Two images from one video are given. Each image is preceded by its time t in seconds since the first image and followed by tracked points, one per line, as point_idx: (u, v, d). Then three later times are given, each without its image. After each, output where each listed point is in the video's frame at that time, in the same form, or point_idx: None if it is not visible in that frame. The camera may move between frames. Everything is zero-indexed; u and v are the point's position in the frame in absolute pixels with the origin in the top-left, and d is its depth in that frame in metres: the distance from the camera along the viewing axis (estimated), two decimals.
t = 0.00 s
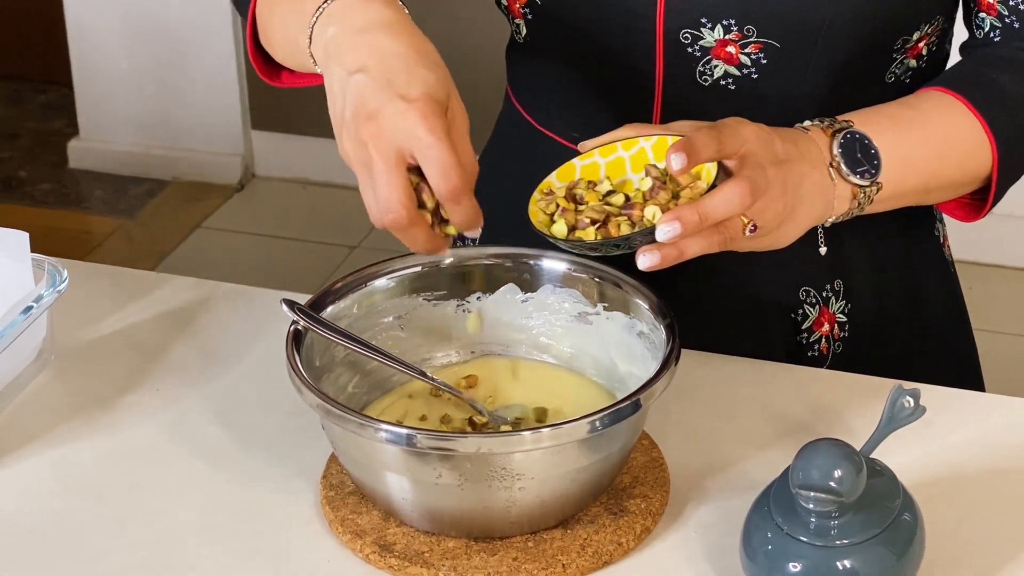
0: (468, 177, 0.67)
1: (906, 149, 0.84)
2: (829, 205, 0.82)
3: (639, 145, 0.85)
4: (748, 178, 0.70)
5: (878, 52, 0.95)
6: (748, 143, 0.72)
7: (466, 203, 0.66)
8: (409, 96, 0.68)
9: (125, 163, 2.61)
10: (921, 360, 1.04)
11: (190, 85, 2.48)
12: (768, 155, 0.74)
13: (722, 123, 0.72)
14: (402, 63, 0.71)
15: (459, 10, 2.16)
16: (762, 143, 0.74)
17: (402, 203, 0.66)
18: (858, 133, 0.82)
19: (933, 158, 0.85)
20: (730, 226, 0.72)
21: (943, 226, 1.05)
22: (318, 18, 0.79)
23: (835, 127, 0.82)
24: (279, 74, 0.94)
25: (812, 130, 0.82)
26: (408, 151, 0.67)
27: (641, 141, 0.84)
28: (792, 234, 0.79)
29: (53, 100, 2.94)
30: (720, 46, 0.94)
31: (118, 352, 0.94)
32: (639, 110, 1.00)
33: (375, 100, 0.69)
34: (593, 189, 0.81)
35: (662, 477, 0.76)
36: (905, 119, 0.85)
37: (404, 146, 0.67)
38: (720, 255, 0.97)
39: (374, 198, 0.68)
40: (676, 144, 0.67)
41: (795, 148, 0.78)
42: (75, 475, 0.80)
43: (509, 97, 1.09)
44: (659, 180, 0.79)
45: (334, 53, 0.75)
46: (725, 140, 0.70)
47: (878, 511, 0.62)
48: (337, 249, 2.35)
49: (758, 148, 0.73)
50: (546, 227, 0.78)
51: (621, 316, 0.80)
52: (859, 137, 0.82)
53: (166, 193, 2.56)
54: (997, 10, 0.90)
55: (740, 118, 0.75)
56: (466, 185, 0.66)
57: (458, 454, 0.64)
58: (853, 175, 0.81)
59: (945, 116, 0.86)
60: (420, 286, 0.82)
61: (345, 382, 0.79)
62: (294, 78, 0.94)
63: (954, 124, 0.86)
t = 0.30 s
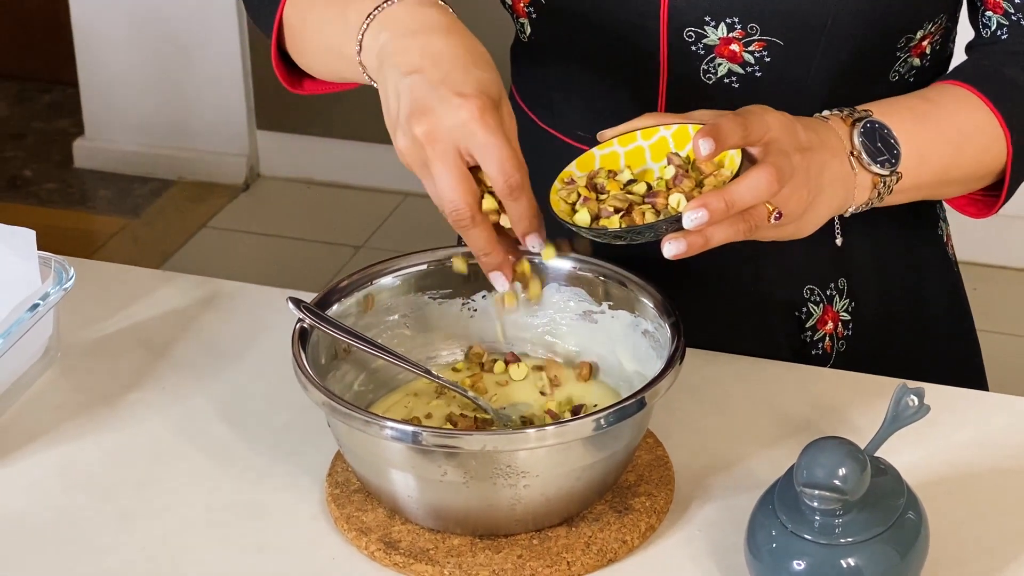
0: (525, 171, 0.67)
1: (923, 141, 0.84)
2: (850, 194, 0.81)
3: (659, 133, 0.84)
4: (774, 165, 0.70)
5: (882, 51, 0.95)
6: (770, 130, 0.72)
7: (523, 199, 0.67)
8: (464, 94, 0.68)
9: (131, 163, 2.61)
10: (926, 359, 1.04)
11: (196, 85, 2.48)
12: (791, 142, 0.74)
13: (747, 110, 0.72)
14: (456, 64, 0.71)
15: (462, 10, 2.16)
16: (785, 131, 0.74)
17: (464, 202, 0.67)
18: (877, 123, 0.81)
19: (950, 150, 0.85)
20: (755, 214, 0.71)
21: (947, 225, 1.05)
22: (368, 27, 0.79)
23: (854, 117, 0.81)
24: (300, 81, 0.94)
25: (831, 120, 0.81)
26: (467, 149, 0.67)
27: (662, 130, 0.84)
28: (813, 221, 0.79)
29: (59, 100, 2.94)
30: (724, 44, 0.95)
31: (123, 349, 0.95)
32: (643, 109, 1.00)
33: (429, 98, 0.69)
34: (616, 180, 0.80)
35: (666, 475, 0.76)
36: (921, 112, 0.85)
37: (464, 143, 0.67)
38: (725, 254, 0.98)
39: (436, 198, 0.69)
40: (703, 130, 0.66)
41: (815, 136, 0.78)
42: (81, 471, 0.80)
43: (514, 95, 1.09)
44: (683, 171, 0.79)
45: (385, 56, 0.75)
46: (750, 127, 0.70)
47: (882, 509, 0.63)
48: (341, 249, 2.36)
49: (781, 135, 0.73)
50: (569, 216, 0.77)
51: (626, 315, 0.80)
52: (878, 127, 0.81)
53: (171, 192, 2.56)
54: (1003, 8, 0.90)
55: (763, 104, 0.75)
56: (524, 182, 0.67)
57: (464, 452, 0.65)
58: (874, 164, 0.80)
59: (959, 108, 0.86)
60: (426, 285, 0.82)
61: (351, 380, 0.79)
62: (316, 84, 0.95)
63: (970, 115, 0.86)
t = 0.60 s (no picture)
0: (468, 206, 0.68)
1: (930, 137, 0.84)
2: (858, 190, 0.81)
3: (669, 129, 0.84)
4: (783, 160, 0.70)
5: (887, 50, 0.95)
6: (780, 126, 0.72)
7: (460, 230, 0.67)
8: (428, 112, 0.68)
9: (135, 162, 2.62)
10: (929, 358, 1.04)
11: (202, 84, 2.49)
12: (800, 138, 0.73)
13: (756, 104, 0.71)
14: (426, 85, 0.72)
15: (466, 10, 2.16)
16: (794, 125, 0.73)
17: (410, 218, 0.67)
18: (885, 120, 0.81)
19: (958, 147, 0.85)
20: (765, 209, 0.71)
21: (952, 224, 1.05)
22: (354, 30, 0.80)
23: (862, 113, 0.81)
24: (290, 82, 0.96)
25: (839, 116, 0.81)
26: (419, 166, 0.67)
27: (671, 125, 0.84)
28: (822, 218, 0.79)
29: (64, 99, 2.95)
30: (733, 43, 0.94)
31: (128, 348, 0.95)
32: (648, 108, 1.00)
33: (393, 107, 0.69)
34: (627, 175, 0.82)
35: (668, 474, 0.76)
36: (930, 107, 0.85)
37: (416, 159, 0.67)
38: (728, 254, 0.98)
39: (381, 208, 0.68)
40: (713, 124, 0.66)
41: (824, 132, 0.78)
42: (85, 469, 0.80)
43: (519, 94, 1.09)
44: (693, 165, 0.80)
45: (363, 61, 0.76)
46: (761, 122, 0.70)
47: (883, 508, 0.63)
48: (345, 248, 2.36)
49: (790, 130, 0.73)
50: (579, 211, 0.78)
51: (628, 314, 0.80)
52: (885, 123, 0.81)
53: (176, 191, 2.57)
54: (1010, 6, 0.90)
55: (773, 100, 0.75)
56: (462, 214, 0.67)
57: (465, 450, 0.65)
58: (881, 160, 0.81)
59: (967, 105, 0.86)
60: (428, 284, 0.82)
61: (353, 379, 0.80)
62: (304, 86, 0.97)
63: (979, 112, 0.86)
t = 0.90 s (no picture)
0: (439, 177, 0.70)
1: (921, 138, 0.84)
2: (846, 191, 0.81)
3: (658, 126, 0.85)
4: (767, 157, 0.70)
5: (889, 51, 0.95)
6: (766, 124, 0.72)
7: (428, 201, 0.69)
8: (397, 84, 0.71)
9: (140, 160, 2.63)
10: (930, 359, 1.04)
11: (207, 82, 2.49)
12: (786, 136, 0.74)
13: (745, 103, 0.72)
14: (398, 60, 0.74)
15: (470, 9, 2.16)
16: (781, 124, 0.74)
17: (378, 188, 0.69)
18: (875, 122, 0.82)
19: (950, 148, 0.85)
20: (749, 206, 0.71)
21: (954, 226, 1.05)
22: (334, 16, 0.83)
23: (853, 114, 0.82)
24: (286, 75, 0.96)
25: (829, 117, 0.81)
26: (389, 135, 0.70)
27: (660, 122, 0.84)
28: (809, 218, 0.78)
29: (69, 97, 2.96)
30: (733, 44, 0.95)
31: (132, 347, 0.96)
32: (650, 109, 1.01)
33: (362, 83, 0.72)
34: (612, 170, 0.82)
35: (669, 474, 0.77)
36: (923, 110, 0.85)
37: (386, 129, 0.70)
38: (730, 255, 0.98)
39: (351, 179, 0.71)
40: (699, 119, 0.66)
41: (812, 133, 0.78)
42: (89, 468, 0.81)
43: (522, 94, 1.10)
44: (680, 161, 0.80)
45: (341, 43, 0.79)
46: (746, 119, 0.70)
47: (883, 510, 0.63)
48: (349, 247, 2.36)
49: (776, 129, 0.73)
50: (564, 204, 0.78)
51: (630, 315, 0.80)
52: (876, 125, 0.81)
53: (180, 190, 2.57)
54: (1009, 10, 0.90)
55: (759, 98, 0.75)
56: (433, 183, 0.69)
57: (467, 451, 0.65)
58: (870, 161, 0.80)
59: (959, 108, 0.86)
60: (430, 284, 0.83)
61: (355, 379, 0.80)
62: (300, 80, 0.96)
63: (970, 115, 0.86)
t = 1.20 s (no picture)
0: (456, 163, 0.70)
1: (906, 139, 0.84)
2: (827, 191, 0.81)
3: (640, 122, 0.84)
4: (741, 159, 0.70)
5: (891, 51, 0.95)
6: (743, 126, 0.72)
7: (449, 185, 0.70)
8: (409, 73, 0.71)
9: (144, 156, 2.63)
10: (931, 358, 1.04)
11: (210, 79, 2.49)
12: (763, 137, 0.73)
13: (720, 104, 0.71)
14: (407, 49, 0.74)
15: (474, 5, 2.16)
16: (759, 126, 0.73)
17: (398, 177, 0.69)
18: (859, 123, 0.81)
19: (935, 150, 0.85)
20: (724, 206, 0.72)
21: (954, 227, 1.05)
22: (340, 9, 0.83)
23: (836, 115, 0.82)
24: (302, 77, 0.96)
25: (813, 117, 0.81)
26: (405, 125, 0.70)
27: (642, 119, 0.84)
28: (787, 218, 0.78)
29: (74, 93, 2.96)
30: (733, 48, 0.94)
31: (133, 346, 0.96)
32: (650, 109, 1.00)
33: (374, 74, 0.72)
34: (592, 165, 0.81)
35: (667, 474, 0.77)
36: (907, 111, 0.85)
37: (400, 119, 0.70)
38: (730, 254, 0.98)
39: (368, 170, 0.71)
40: (672, 120, 0.66)
41: (793, 134, 0.78)
42: (89, 467, 0.81)
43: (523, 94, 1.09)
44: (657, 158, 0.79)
45: (348, 36, 0.79)
46: (722, 120, 0.69)
47: (879, 510, 0.63)
48: (352, 243, 2.37)
49: (754, 131, 0.73)
50: (539, 200, 0.78)
51: (628, 315, 0.80)
52: (860, 126, 0.81)
53: (185, 186, 2.58)
54: (1006, 13, 0.90)
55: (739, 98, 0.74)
56: (452, 169, 0.70)
57: (465, 451, 0.65)
58: (851, 163, 0.81)
59: (946, 110, 0.85)
60: (430, 284, 0.83)
61: (355, 379, 0.80)
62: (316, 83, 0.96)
63: (957, 117, 0.86)
